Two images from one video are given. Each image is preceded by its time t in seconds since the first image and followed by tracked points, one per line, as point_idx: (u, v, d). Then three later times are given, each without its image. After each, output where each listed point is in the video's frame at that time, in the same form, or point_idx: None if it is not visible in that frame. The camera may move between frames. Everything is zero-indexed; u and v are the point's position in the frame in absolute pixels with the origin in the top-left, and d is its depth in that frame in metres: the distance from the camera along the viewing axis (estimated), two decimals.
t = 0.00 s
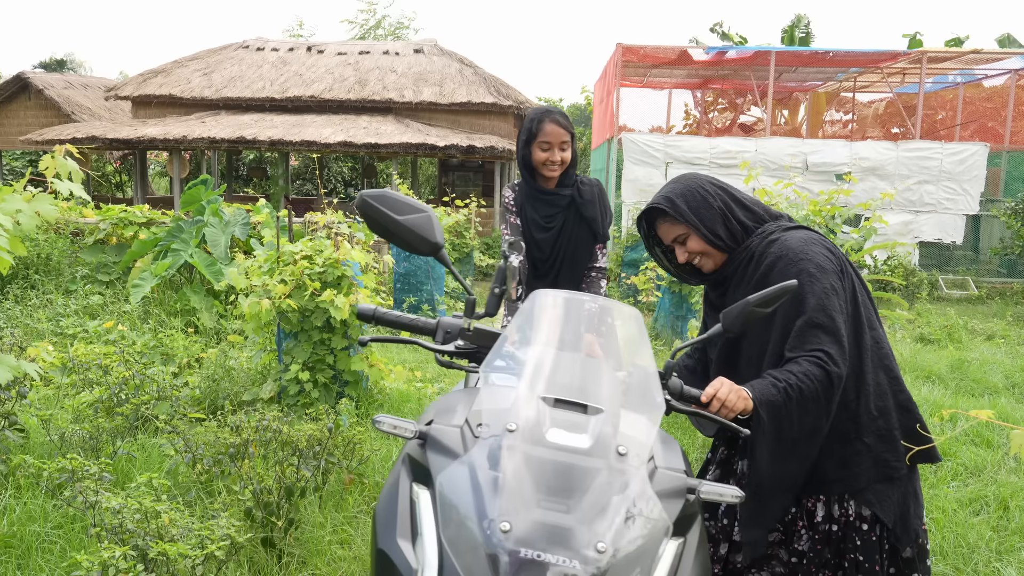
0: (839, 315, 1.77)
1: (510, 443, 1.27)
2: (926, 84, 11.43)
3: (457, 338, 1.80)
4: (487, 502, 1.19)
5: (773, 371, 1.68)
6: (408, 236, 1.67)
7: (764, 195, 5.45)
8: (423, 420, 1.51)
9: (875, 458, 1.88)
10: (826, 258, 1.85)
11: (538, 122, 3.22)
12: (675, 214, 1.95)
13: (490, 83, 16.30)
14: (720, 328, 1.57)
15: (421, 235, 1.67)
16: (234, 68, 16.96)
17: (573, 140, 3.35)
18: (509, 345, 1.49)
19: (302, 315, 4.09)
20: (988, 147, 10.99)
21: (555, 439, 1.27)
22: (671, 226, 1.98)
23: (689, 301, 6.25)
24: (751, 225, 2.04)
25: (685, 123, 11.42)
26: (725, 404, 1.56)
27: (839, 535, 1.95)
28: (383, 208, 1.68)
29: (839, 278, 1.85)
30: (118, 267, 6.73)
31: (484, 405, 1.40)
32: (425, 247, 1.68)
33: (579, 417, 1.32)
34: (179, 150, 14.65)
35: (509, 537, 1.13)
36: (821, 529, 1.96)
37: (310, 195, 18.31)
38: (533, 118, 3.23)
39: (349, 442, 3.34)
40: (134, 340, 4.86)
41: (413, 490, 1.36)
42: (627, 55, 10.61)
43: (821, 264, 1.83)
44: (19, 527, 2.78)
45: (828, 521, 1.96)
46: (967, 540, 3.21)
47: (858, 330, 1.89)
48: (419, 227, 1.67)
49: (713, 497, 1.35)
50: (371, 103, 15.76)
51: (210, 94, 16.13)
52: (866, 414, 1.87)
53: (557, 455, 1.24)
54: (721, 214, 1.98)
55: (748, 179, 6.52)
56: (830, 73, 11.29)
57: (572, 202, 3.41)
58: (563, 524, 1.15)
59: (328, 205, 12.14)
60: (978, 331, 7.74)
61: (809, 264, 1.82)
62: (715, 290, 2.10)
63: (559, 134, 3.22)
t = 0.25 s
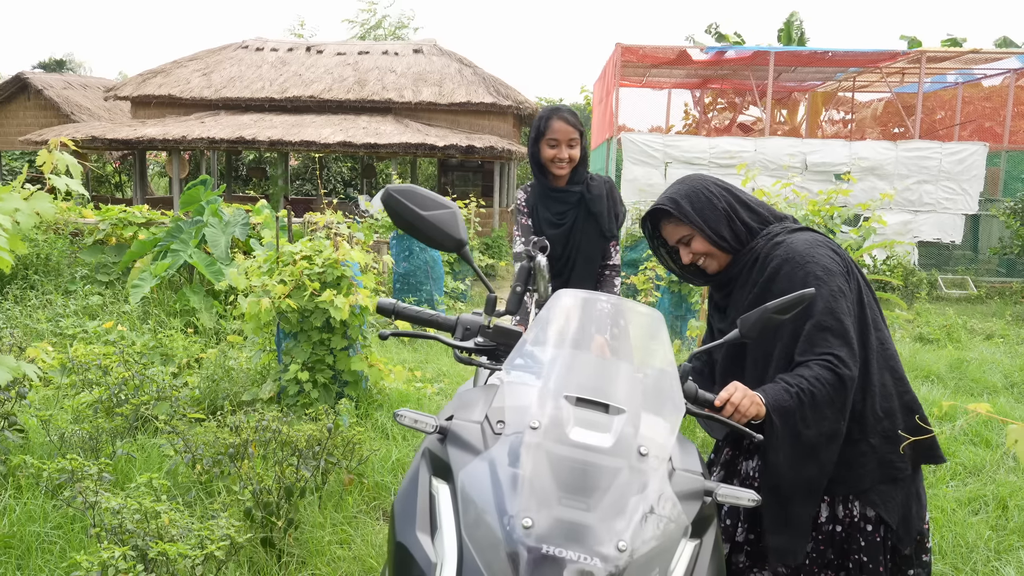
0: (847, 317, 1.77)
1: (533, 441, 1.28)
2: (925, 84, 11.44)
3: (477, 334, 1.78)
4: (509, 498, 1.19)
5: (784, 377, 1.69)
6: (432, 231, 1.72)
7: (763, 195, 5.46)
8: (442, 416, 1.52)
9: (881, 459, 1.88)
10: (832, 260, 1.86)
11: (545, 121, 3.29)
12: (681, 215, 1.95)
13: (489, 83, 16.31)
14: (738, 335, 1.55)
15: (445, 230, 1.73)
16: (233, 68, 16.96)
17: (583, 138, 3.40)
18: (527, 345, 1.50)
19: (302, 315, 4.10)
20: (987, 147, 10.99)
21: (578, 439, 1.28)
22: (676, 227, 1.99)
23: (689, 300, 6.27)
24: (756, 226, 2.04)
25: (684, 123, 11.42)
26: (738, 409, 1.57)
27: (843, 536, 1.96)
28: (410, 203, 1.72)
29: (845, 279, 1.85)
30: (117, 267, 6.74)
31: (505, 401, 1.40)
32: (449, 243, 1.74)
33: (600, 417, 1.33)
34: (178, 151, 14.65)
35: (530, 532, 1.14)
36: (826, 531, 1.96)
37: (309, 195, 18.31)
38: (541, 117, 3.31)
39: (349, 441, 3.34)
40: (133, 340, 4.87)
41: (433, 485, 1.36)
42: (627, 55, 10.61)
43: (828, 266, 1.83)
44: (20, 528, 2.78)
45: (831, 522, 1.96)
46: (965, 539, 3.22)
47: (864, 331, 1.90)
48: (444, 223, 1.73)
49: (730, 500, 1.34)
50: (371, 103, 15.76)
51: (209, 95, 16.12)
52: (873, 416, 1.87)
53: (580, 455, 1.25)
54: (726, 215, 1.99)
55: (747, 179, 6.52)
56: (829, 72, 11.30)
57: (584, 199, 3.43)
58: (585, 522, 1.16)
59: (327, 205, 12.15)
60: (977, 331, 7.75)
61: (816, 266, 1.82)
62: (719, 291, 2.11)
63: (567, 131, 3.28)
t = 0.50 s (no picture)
0: (851, 314, 1.78)
1: (540, 439, 1.28)
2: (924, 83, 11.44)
3: (483, 333, 1.82)
4: (514, 495, 1.20)
5: (788, 375, 1.69)
6: (439, 230, 1.73)
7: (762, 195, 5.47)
8: (448, 413, 1.52)
9: (883, 457, 1.88)
10: (834, 258, 1.86)
11: (553, 122, 3.33)
12: (684, 214, 1.95)
13: (488, 83, 16.31)
14: (742, 335, 1.55)
15: (452, 229, 1.74)
16: (232, 69, 16.97)
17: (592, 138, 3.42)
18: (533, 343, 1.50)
19: (301, 315, 4.10)
20: (986, 146, 10.99)
21: (583, 436, 1.28)
22: (679, 225, 1.99)
23: (688, 300, 6.27)
24: (758, 225, 2.05)
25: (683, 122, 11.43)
26: (741, 410, 1.56)
27: (844, 535, 1.97)
28: (417, 201, 1.73)
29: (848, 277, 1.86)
30: (117, 268, 6.74)
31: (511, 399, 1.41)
32: (456, 241, 1.74)
33: (606, 415, 1.34)
34: (178, 151, 14.66)
35: (536, 530, 1.14)
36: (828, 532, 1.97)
37: (309, 196, 18.32)
38: (550, 117, 3.34)
39: (348, 441, 3.34)
40: (133, 341, 4.87)
41: (437, 482, 1.36)
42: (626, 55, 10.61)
43: (831, 263, 1.84)
44: (20, 528, 2.79)
45: (833, 522, 1.97)
46: (965, 537, 3.23)
47: (866, 328, 1.90)
48: (451, 222, 1.74)
49: (735, 498, 1.34)
50: (370, 103, 15.77)
51: (208, 95, 16.13)
52: (875, 414, 1.87)
53: (586, 453, 1.25)
54: (729, 213, 1.99)
55: (746, 179, 6.52)
56: (828, 72, 11.31)
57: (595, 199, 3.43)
58: (590, 520, 1.16)
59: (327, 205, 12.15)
60: (976, 330, 7.76)
61: (818, 263, 1.83)
62: (722, 290, 2.11)
63: (576, 130, 3.31)
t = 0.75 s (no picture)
0: (854, 311, 1.79)
1: (545, 438, 1.28)
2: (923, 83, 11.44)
3: (488, 332, 1.80)
4: (519, 495, 1.20)
5: (792, 372, 1.69)
6: (445, 228, 1.74)
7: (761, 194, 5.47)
8: (452, 411, 1.52)
9: (881, 455, 1.88)
10: (835, 255, 1.87)
11: (573, 112, 3.36)
12: (685, 213, 1.95)
13: (488, 83, 16.31)
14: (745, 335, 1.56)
15: (457, 228, 1.74)
16: (231, 69, 16.97)
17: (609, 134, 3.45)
18: (537, 343, 1.50)
19: (301, 315, 4.09)
20: (985, 146, 10.97)
21: (588, 434, 1.28)
22: (679, 224, 1.99)
23: (687, 300, 6.26)
24: (758, 224, 2.05)
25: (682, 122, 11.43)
26: (744, 411, 1.58)
27: (842, 534, 1.97)
28: (422, 199, 1.74)
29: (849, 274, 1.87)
30: (116, 268, 6.74)
31: (516, 398, 1.41)
32: (461, 240, 1.75)
33: (611, 414, 1.33)
34: (178, 151, 14.65)
35: (541, 528, 1.15)
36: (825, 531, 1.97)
37: (308, 196, 18.33)
38: (570, 107, 3.36)
39: (348, 441, 3.34)
40: (132, 341, 4.86)
41: (443, 480, 1.37)
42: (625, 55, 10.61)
43: (832, 261, 1.85)
44: (19, 528, 2.79)
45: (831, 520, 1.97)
46: (964, 537, 3.23)
47: (868, 326, 1.91)
48: (457, 220, 1.74)
49: (739, 498, 1.33)
50: (369, 103, 15.77)
51: (207, 95, 16.12)
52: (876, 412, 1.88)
53: (591, 451, 1.25)
54: (729, 213, 1.99)
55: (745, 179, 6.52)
56: (827, 71, 11.32)
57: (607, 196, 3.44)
58: (595, 518, 1.17)
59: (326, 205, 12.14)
60: (976, 329, 7.76)
61: (819, 261, 1.84)
62: (722, 289, 2.11)
63: (594, 122, 3.34)
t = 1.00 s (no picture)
0: (857, 308, 1.79)
1: (551, 436, 1.28)
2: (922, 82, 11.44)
3: (493, 329, 1.83)
4: (525, 493, 1.20)
5: (798, 369, 1.69)
6: (451, 227, 1.74)
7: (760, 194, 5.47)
8: (457, 407, 1.52)
9: (878, 454, 1.89)
10: (837, 253, 1.88)
11: (600, 113, 3.31)
12: (686, 212, 1.95)
13: (487, 83, 16.31)
14: (751, 334, 1.56)
15: (464, 227, 1.74)
16: (230, 69, 16.97)
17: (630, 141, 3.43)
18: (542, 340, 1.49)
19: (300, 315, 4.08)
20: (984, 144, 10.87)
21: (594, 433, 1.27)
22: (680, 224, 1.98)
23: (686, 300, 6.25)
24: (757, 223, 2.05)
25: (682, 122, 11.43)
26: (749, 411, 1.58)
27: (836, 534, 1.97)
28: (429, 198, 1.74)
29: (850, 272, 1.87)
30: (115, 269, 6.73)
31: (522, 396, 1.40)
32: (468, 238, 1.75)
33: (617, 411, 1.32)
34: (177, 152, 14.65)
35: (548, 525, 1.16)
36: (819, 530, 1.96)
37: (308, 196, 18.33)
38: (597, 108, 3.32)
39: (347, 441, 3.34)
40: (132, 341, 4.86)
41: (448, 477, 1.36)
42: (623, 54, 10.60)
43: (834, 259, 1.85)
44: (19, 529, 2.79)
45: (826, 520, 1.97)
46: (964, 535, 3.23)
47: (869, 325, 1.91)
48: (464, 219, 1.74)
49: (743, 498, 1.34)
50: (369, 103, 15.77)
51: (206, 96, 16.12)
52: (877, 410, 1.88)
53: (598, 449, 1.25)
54: (729, 212, 1.99)
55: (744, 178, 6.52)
56: (826, 71, 11.32)
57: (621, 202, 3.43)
58: (601, 516, 1.17)
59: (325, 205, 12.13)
60: (975, 329, 7.77)
61: (820, 259, 1.84)
62: (722, 288, 2.11)
63: (619, 128, 3.31)
